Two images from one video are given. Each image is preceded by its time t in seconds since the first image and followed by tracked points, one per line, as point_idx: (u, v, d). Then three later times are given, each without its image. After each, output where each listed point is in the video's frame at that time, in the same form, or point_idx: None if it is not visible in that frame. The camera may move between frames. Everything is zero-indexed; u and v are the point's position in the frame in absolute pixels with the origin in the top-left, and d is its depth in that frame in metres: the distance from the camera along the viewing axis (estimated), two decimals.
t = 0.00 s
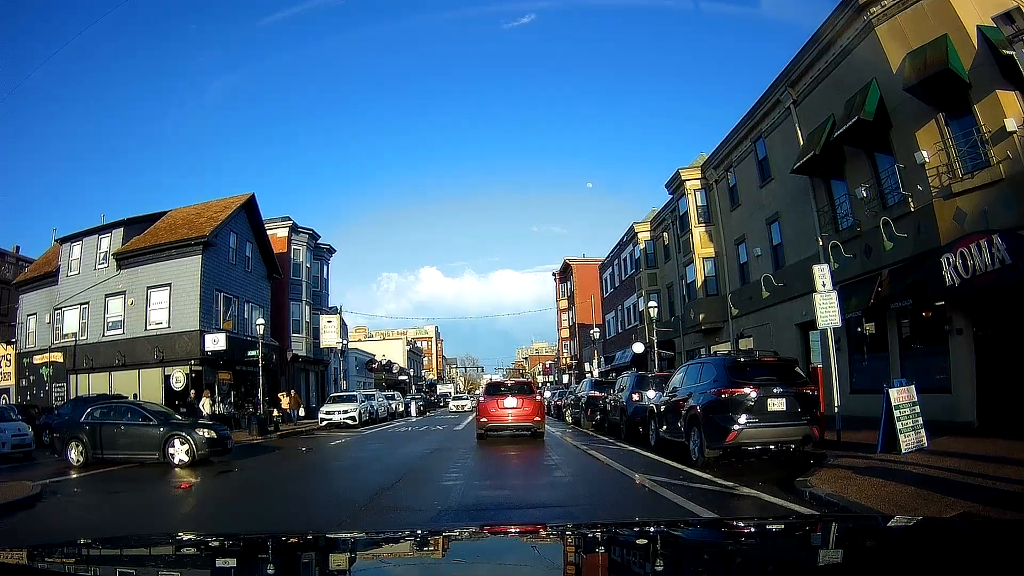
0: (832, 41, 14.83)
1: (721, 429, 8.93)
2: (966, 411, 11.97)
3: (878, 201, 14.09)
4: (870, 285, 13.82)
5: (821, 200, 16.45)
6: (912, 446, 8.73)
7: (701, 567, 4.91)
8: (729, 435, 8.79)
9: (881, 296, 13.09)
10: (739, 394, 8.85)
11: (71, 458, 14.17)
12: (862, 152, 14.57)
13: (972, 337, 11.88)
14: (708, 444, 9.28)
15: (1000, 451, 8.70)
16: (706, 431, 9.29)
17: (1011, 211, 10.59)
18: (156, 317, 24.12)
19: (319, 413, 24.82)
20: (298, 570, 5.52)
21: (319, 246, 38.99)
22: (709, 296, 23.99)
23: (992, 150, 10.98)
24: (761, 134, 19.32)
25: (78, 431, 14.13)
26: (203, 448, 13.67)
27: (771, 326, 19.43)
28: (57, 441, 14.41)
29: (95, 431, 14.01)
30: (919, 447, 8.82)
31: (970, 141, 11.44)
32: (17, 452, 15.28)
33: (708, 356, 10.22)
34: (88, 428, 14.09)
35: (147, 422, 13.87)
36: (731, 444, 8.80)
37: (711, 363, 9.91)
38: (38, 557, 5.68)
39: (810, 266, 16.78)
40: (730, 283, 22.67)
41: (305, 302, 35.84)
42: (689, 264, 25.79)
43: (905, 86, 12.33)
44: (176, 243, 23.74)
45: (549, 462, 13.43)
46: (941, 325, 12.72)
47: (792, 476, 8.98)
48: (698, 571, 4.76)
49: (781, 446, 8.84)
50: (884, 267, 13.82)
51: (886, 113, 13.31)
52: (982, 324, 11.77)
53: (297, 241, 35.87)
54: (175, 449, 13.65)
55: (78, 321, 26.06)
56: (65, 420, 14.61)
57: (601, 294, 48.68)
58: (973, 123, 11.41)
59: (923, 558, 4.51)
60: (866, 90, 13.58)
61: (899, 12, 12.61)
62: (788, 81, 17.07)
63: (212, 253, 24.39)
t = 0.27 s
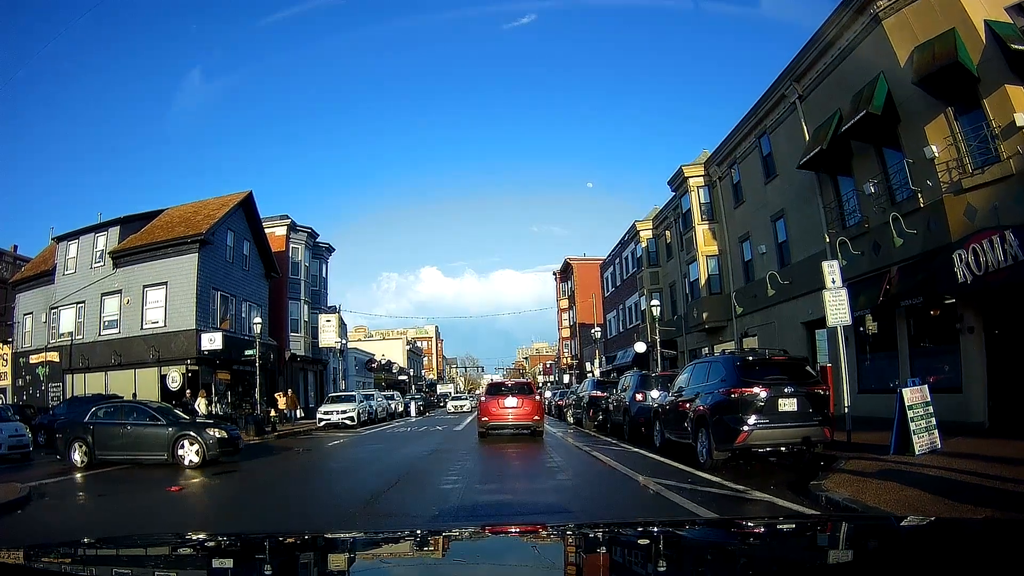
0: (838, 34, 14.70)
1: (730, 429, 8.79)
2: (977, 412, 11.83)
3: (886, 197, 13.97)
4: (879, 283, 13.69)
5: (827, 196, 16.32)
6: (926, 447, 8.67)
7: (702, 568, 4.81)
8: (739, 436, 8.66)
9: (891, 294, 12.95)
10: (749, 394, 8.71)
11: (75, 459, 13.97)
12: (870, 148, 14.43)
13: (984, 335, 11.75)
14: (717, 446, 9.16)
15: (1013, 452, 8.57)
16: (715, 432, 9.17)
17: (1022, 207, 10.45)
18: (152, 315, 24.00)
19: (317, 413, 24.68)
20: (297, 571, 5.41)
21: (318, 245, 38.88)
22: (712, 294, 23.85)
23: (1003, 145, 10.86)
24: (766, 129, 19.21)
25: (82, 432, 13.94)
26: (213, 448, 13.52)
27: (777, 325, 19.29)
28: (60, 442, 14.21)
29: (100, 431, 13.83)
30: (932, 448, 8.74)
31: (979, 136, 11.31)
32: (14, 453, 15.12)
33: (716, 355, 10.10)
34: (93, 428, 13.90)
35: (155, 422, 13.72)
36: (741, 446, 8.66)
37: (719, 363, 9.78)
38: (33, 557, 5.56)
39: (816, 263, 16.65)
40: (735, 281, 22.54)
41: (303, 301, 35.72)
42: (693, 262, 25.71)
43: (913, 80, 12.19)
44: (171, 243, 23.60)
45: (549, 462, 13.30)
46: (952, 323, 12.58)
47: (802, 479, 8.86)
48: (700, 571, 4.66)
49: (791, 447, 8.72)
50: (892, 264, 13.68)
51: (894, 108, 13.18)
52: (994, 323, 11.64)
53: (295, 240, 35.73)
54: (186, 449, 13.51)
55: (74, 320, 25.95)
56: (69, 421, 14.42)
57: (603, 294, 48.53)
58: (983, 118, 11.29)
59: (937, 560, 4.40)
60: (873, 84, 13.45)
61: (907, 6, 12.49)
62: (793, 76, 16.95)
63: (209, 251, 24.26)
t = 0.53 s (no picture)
0: (845, 27, 14.59)
1: (741, 430, 8.65)
2: (988, 411, 11.69)
3: (895, 192, 13.84)
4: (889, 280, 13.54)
5: (834, 192, 16.19)
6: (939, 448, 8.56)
7: (707, 568, 4.70)
8: (750, 437, 8.52)
9: (902, 291, 12.80)
10: (760, 393, 8.58)
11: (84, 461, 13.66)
12: (878, 142, 14.31)
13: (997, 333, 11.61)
14: (727, 447, 9.03)
15: None
16: (725, 431, 9.04)
17: None
18: (148, 314, 23.86)
19: (315, 413, 24.56)
20: (295, 571, 5.30)
21: (316, 243, 38.78)
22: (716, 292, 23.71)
23: (1013, 140, 10.74)
24: (771, 124, 19.08)
25: (92, 432, 13.65)
26: (231, 447, 13.39)
27: (782, 323, 19.14)
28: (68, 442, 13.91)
29: (111, 431, 13.55)
30: (947, 449, 8.66)
31: (990, 130, 11.19)
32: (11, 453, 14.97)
33: (724, 353, 9.99)
34: (103, 428, 13.61)
35: (170, 421, 13.51)
36: (752, 447, 8.52)
37: (728, 361, 9.66)
38: (29, 557, 5.44)
39: (824, 259, 16.51)
40: (739, 278, 22.41)
41: (302, 299, 35.61)
42: (696, 259, 25.39)
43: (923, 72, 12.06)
44: (167, 241, 23.46)
45: (550, 463, 13.17)
46: (963, 320, 12.44)
47: (815, 481, 8.73)
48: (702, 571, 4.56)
49: (804, 448, 8.58)
50: (902, 261, 13.54)
51: (903, 102, 13.05)
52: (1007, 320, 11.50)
53: (294, 238, 35.63)
54: (202, 450, 13.33)
55: (70, 319, 25.83)
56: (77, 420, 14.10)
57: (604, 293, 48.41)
58: (993, 112, 11.17)
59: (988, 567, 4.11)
60: (881, 78, 13.34)
61: None
62: (799, 69, 16.84)
63: (206, 248, 24.15)
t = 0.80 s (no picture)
0: (852, 20, 14.48)
1: (753, 431, 8.50)
2: (1001, 411, 11.55)
3: (904, 186, 13.72)
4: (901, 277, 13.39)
5: (843, 187, 16.03)
6: (956, 450, 8.21)
7: (709, 569, 4.58)
8: (763, 439, 8.38)
9: (913, 288, 12.63)
10: (772, 393, 8.44)
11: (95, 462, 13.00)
12: (887, 136, 14.19)
13: (1011, 331, 11.47)
14: (739, 448, 8.88)
15: None
16: (736, 431, 8.89)
17: None
18: (143, 313, 23.72)
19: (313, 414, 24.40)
20: (294, 570, 5.19)
21: (314, 241, 38.71)
22: (720, 290, 23.56)
23: None
24: (776, 119, 18.97)
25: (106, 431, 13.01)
26: (257, 448, 12.99)
27: (789, 321, 19.01)
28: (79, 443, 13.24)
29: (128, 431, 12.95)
30: (963, 450, 8.33)
31: (1001, 123, 11.05)
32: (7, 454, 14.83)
33: (735, 352, 9.88)
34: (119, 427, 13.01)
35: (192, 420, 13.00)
36: (764, 448, 8.38)
37: (739, 360, 9.51)
38: (22, 557, 5.31)
39: (831, 256, 16.39)
40: (743, 276, 22.28)
41: (300, 298, 35.49)
42: (700, 257, 25.18)
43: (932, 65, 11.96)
44: (164, 239, 23.35)
45: (551, 463, 13.04)
46: (976, 318, 12.30)
47: (828, 483, 8.59)
48: (705, 572, 4.47)
49: (818, 450, 8.44)
50: (913, 257, 13.41)
51: (912, 96, 12.94)
52: (1021, 318, 11.36)
53: (292, 236, 35.50)
54: (226, 449, 12.92)
55: (66, 319, 25.73)
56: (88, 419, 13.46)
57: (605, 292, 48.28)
58: (1003, 105, 11.03)
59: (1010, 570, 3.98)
60: (889, 71, 13.23)
61: None
62: (804, 63, 16.73)
63: (202, 246, 24.02)
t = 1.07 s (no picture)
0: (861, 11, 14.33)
1: (769, 433, 8.26)
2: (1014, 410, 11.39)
3: (915, 181, 13.56)
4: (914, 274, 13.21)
5: (851, 182, 15.83)
6: (976, 451, 8.16)
7: (714, 569, 4.44)
8: (779, 442, 8.13)
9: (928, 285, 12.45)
10: (788, 393, 8.22)
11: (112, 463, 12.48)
12: (897, 130, 14.03)
13: None
14: (751, 452, 8.68)
15: None
16: (749, 433, 8.69)
17: None
18: (138, 312, 23.57)
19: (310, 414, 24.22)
20: (292, 570, 5.05)
21: (312, 240, 38.65)
22: (725, 288, 23.37)
23: None
24: (782, 114, 18.82)
25: (126, 432, 12.48)
26: (288, 448, 12.78)
27: (797, 319, 18.81)
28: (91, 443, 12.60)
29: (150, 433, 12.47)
30: (983, 453, 8.26)
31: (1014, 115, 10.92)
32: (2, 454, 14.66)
33: (747, 351, 9.69)
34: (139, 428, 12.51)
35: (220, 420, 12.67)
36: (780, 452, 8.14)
37: (752, 358, 9.32)
38: (18, 556, 5.17)
39: (840, 252, 16.21)
40: (749, 274, 22.11)
41: (298, 297, 35.36)
42: (704, 254, 24.97)
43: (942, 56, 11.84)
44: (160, 237, 23.19)
45: (552, 465, 12.87)
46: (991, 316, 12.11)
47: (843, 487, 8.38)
48: (710, 572, 4.34)
49: (834, 453, 8.25)
50: (926, 253, 13.26)
51: (922, 89, 12.79)
52: None
53: (290, 235, 35.41)
54: (257, 450, 12.63)
55: (61, 318, 25.60)
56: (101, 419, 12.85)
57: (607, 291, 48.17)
58: (1016, 97, 10.90)
59: None
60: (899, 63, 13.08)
61: None
62: (811, 57, 16.58)
63: (197, 243, 23.88)
